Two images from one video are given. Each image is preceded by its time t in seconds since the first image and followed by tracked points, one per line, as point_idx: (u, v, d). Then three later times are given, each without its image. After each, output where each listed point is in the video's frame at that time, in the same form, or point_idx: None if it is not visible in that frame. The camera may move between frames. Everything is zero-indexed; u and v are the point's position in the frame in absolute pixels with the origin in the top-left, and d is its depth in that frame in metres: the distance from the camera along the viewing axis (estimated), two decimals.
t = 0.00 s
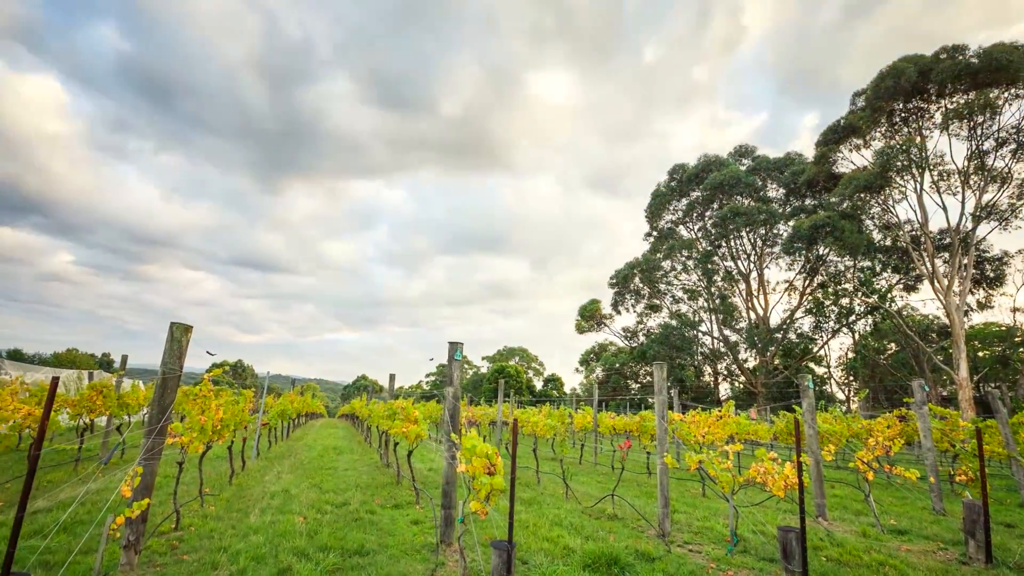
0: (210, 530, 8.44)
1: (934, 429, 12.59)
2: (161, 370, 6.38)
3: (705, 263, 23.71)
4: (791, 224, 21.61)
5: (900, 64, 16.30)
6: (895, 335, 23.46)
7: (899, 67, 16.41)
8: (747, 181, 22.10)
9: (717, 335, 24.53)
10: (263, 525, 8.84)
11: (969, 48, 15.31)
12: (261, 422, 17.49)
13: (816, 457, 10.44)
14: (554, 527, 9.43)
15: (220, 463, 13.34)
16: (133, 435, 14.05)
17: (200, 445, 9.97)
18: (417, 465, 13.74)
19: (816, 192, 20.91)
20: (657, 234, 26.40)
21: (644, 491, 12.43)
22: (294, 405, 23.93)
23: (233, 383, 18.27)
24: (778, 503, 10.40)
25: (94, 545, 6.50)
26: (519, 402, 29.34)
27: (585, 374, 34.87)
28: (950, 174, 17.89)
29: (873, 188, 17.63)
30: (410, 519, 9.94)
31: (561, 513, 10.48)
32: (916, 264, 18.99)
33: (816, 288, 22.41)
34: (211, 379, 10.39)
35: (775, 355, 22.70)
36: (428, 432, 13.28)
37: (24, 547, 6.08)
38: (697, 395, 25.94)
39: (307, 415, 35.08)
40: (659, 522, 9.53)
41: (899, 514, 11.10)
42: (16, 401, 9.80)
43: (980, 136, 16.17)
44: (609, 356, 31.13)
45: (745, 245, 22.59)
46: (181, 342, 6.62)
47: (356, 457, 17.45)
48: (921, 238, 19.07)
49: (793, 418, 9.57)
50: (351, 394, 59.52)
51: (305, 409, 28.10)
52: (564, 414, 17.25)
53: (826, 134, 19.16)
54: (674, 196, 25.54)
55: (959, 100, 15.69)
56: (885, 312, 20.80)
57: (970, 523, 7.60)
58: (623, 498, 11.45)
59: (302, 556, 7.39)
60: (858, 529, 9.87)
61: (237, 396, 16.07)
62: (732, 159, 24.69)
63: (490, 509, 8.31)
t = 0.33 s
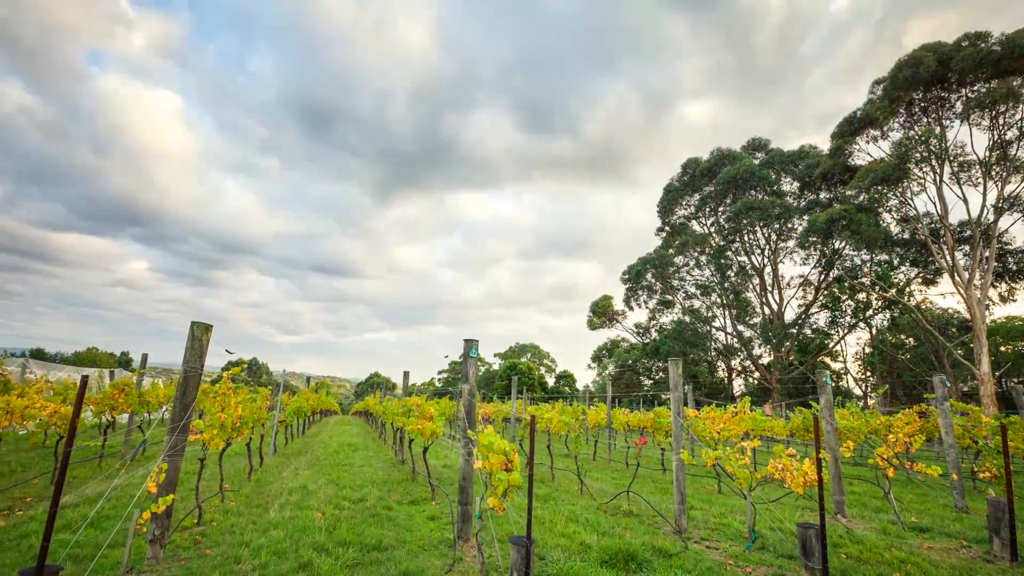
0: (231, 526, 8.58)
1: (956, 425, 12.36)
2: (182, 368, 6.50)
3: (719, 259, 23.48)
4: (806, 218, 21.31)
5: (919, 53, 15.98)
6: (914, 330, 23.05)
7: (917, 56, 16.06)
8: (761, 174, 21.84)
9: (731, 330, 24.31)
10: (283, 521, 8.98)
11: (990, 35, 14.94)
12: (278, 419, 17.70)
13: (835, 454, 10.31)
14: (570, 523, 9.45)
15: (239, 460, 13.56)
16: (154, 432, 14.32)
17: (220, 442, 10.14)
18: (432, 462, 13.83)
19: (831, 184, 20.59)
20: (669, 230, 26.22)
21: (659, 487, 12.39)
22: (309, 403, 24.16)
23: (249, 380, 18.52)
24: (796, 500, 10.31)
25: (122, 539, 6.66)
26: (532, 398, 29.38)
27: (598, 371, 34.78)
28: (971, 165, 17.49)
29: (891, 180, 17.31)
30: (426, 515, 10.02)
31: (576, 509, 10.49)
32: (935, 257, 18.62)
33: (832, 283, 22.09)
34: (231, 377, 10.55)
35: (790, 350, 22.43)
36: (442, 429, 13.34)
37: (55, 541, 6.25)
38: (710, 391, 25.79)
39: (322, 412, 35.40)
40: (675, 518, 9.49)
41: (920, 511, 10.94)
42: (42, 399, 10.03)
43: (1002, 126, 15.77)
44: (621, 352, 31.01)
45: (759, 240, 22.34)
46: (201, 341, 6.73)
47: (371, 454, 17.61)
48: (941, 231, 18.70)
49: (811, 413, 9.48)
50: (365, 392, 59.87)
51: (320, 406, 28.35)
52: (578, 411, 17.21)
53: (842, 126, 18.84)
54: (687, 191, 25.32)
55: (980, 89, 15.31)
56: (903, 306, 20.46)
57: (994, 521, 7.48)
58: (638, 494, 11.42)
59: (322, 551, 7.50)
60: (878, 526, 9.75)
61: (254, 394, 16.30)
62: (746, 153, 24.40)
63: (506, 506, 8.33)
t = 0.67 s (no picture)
0: (251, 521, 8.71)
1: (979, 421, 12.13)
2: (203, 366, 6.60)
3: (732, 253, 23.23)
4: (821, 211, 20.99)
5: (938, 41, 15.64)
6: (933, 324, 22.65)
7: (936, 44, 15.71)
8: (775, 168, 21.55)
9: (745, 325, 24.09)
10: (302, 516, 9.11)
11: (1012, 22, 14.58)
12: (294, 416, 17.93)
13: (854, 451, 10.19)
14: (586, 519, 9.46)
15: (257, 456, 13.76)
16: (174, 429, 14.56)
17: (240, 439, 10.31)
18: (447, 458, 13.91)
19: (847, 177, 20.24)
20: (682, 225, 26.01)
21: (674, 484, 12.33)
22: (324, 400, 24.41)
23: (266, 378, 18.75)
24: (814, 497, 10.21)
25: (148, 534, 6.82)
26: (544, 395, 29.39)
27: (611, 367, 34.68)
28: (993, 155, 17.09)
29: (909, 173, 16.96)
30: (442, 511, 10.09)
31: (591, 505, 10.49)
32: (955, 250, 18.25)
33: (849, 277, 21.76)
34: (249, 375, 10.68)
35: (805, 346, 22.16)
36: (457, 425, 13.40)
37: (85, 536, 6.42)
38: (724, 387, 25.60)
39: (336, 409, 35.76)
40: (692, 515, 9.45)
41: (942, 509, 10.77)
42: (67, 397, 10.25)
43: None
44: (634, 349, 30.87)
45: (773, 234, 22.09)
46: (221, 339, 6.83)
47: (386, 450, 17.78)
48: (961, 224, 18.31)
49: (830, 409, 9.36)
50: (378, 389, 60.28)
51: (334, 403, 28.64)
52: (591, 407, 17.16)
53: (859, 117, 18.49)
54: (699, 185, 25.08)
55: (1002, 78, 14.95)
56: (921, 301, 20.09)
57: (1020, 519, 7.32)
58: (654, 491, 11.39)
59: (342, 546, 7.60)
60: (899, 523, 9.62)
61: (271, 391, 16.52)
62: (760, 146, 24.11)
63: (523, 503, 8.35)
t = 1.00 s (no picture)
0: (270, 517, 8.83)
1: (1003, 417, 11.87)
2: (224, 364, 6.70)
3: (746, 248, 22.97)
4: (837, 205, 20.67)
5: (958, 29, 15.25)
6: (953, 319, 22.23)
7: (956, 32, 15.31)
8: (790, 161, 21.25)
9: (759, 321, 23.84)
10: (320, 512, 9.23)
11: None
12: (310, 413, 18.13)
13: (873, 447, 10.06)
14: (602, 515, 9.46)
15: (275, 452, 13.95)
16: (193, 425, 14.81)
17: (259, 436, 10.48)
18: (462, 455, 13.98)
19: (864, 169, 19.87)
20: (694, 219, 25.80)
21: (690, 481, 12.26)
22: (338, 397, 24.64)
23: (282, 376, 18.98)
24: (834, 494, 10.10)
25: (172, 529, 6.96)
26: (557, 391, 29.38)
27: (623, 363, 34.54)
28: (1015, 144, 16.67)
29: (928, 165, 16.60)
30: (458, 507, 10.14)
31: (607, 501, 10.48)
32: (976, 243, 17.87)
33: (866, 271, 21.42)
34: (267, 373, 10.80)
35: (821, 341, 21.87)
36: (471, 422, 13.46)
37: (113, 530, 6.57)
38: (739, 383, 25.36)
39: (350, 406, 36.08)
40: (708, 511, 9.39)
41: (965, 506, 10.59)
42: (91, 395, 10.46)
43: None
44: (647, 345, 30.70)
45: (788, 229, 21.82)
46: (240, 338, 6.92)
47: (400, 447, 17.92)
48: (982, 216, 17.91)
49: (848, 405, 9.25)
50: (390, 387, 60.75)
51: (348, 400, 28.91)
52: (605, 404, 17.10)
53: (875, 108, 18.13)
54: (712, 179, 24.84)
55: None
56: (941, 295, 19.71)
57: None
58: (670, 487, 11.35)
59: (360, 541, 7.69)
60: (920, 520, 9.49)
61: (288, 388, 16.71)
62: (774, 139, 23.81)
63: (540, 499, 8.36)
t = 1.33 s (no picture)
0: (288, 512, 8.94)
1: None
2: (242, 363, 6.77)
3: (760, 243, 22.70)
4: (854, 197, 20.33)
5: (979, 16, 14.82)
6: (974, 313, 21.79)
7: (977, 19, 14.87)
8: (805, 153, 20.93)
9: (774, 316, 23.58)
10: (337, 507, 9.33)
11: None
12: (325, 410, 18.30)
13: (893, 443, 9.91)
14: (618, 512, 9.43)
15: (291, 449, 14.12)
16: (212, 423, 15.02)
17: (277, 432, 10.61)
18: (476, 452, 14.03)
19: (882, 161, 19.51)
20: (707, 214, 25.56)
21: (706, 477, 12.17)
22: (352, 394, 24.82)
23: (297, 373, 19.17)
24: (854, 491, 9.96)
25: (195, 524, 7.08)
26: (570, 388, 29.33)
27: (636, 360, 34.36)
28: None
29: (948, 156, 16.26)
30: (474, 503, 10.18)
31: (622, 498, 10.46)
32: (998, 235, 17.47)
33: (883, 265, 21.06)
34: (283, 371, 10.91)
35: (838, 336, 21.57)
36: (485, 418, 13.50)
37: (137, 525, 6.69)
38: (753, 378, 25.12)
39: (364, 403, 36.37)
40: (725, 508, 9.30)
41: (989, 504, 10.37)
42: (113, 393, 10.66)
43: None
44: (660, 341, 30.49)
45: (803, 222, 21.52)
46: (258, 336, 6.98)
47: (415, 443, 18.03)
48: (1004, 207, 17.51)
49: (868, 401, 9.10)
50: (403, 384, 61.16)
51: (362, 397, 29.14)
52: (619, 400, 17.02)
53: (893, 99, 17.76)
54: (725, 173, 24.56)
55: None
56: (961, 288, 19.33)
57: None
58: (686, 484, 11.28)
59: (379, 536, 7.77)
60: (942, 518, 9.33)
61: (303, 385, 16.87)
62: (788, 132, 23.49)
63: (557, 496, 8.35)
